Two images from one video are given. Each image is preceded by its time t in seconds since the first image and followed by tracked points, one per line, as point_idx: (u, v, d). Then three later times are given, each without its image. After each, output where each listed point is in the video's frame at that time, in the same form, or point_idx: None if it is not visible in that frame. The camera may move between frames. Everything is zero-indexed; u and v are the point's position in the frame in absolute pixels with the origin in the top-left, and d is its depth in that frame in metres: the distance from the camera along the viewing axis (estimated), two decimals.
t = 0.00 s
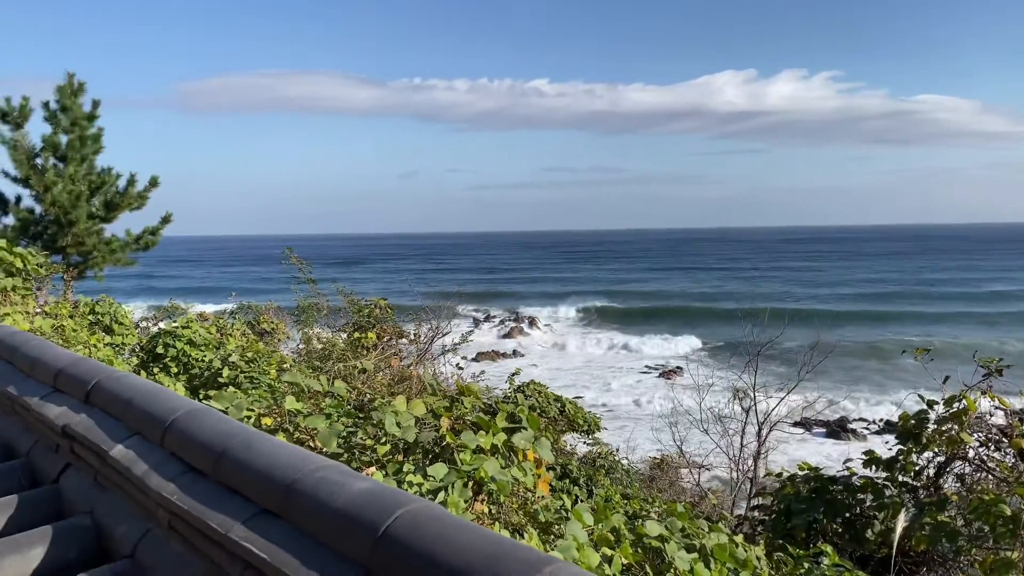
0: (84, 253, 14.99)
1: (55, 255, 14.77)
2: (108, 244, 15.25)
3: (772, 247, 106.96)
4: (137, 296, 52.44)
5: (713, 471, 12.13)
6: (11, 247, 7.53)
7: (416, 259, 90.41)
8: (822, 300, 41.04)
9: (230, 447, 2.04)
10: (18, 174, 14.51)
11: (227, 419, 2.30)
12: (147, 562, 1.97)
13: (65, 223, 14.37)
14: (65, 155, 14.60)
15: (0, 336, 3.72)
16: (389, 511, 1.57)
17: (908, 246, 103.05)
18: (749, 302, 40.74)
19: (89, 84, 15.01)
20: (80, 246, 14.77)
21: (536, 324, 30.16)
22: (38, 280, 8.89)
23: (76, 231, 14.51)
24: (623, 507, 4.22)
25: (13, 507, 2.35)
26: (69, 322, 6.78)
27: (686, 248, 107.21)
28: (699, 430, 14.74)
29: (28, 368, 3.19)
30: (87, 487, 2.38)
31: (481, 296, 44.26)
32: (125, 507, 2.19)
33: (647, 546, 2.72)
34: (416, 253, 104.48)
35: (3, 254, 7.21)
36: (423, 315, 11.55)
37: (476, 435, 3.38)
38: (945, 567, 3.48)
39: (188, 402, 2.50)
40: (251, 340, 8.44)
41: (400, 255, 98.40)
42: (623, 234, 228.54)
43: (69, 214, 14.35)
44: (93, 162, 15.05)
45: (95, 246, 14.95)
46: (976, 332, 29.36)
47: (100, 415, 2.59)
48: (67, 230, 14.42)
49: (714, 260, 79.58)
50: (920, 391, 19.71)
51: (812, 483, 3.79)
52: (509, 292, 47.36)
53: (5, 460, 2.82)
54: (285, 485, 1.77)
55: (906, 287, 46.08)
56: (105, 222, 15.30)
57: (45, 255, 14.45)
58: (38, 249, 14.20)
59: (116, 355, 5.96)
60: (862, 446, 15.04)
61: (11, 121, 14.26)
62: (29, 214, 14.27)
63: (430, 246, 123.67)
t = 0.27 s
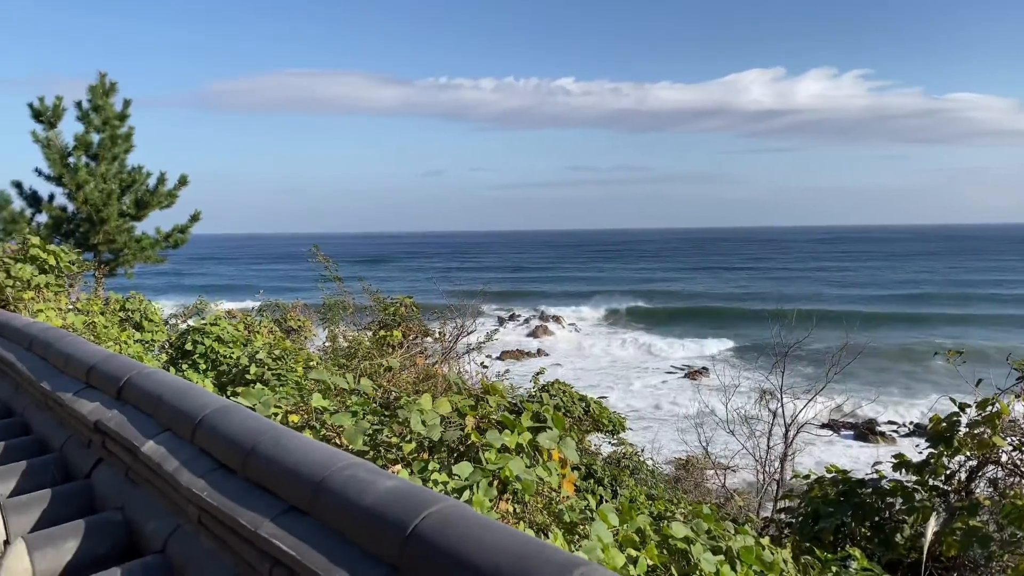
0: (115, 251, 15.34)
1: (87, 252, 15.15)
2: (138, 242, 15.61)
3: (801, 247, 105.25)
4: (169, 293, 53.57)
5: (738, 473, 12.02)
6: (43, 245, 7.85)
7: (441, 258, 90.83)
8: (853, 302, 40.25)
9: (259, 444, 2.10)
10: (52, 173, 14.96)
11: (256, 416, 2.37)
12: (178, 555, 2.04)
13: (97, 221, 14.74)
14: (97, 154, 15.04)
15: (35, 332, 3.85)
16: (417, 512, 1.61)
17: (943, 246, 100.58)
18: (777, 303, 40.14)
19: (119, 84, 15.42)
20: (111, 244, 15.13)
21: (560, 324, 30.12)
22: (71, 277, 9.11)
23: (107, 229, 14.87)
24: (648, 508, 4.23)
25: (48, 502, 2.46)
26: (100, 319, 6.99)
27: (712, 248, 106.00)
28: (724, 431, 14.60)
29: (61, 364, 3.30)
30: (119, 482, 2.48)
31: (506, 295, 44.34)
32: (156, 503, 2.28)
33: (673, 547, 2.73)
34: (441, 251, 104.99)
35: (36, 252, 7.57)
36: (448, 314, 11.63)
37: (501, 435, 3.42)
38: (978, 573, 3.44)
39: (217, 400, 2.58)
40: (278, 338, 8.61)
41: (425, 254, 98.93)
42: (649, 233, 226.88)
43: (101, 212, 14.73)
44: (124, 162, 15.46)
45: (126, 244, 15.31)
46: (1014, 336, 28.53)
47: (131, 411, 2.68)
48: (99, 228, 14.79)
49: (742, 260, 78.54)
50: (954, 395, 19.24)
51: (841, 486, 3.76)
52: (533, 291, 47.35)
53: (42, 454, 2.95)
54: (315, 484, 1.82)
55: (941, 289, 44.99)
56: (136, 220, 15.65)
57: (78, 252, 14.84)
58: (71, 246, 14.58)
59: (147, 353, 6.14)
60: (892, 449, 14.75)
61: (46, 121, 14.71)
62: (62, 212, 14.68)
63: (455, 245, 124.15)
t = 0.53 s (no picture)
0: (144, 251, 15.72)
1: (117, 252, 15.56)
2: (166, 242, 15.98)
3: (830, 249, 103.53)
4: (199, 293, 54.68)
5: (763, 476, 11.91)
6: (74, 245, 8.12)
7: (466, 258, 91.21)
8: (884, 305, 39.47)
9: (291, 443, 2.16)
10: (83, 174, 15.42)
11: (284, 415, 2.43)
12: (210, 552, 2.12)
13: (126, 222, 15.12)
14: (127, 154, 15.45)
15: (69, 330, 3.99)
16: (447, 512, 1.64)
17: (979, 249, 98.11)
18: (804, 306, 39.55)
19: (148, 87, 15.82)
20: (140, 244, 15.52)
21: (583, 325, 30.08)
22: (101, 277, 9.35)
23: (136, 229, 15.26)
24: (672, 511, 4.23)
25: (82, 498, 2.55)
26: (129, 318, 7.21)
27: (739, 250, 104.78)
28: (749, 434, 14.46)
29: (94, 362, 3.42)
30: (150, 479, 2.57)
31: (529, 297, 44.39)
32: (188, 500, 2.36)
33: (698, 550, 2.74)
34: (465, 253, 105.37)
35: (68, 252, 7.85)
36: (471, 314, 11.70)
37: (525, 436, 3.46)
38: None
39: (247, 399, 2.66)
40: (302, 337, 8.76)
41: (449, 255, 99.38)
42: (674, 234, 224.94)
43: (130, 212, 15.11)
44: (152, 162, 15.87)
45: (154, 244, 15.67)
46: None
47: (163, 410, 2.77)
48: (128, 228, 15.20)
49: (769, 261, 77.50)
50: (988, 400, 18.79)
51: (869, 490, 3.73)
52: (557, 292, 47.33)
53: (76, 451, 3.06)
54: (346, 482, 1.88)
55: (975, 292, 43.92)
56: (164, 220, 15.99)
57: (108, 252, 15.25)
58: (101, 246, 14.99)
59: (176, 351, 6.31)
60: (919, 454, 14.46)
61: (77, 123, 15.15)
62: (92, 213, 15.11)
63: (479, 246, 124.55)
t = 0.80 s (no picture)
0: (170, 251, 16.08)
1: (144, 253, 15.93)
2: (192, 244, 16.32)
3: (858, 251, 101.75)
4: (225, 294, 55.58)
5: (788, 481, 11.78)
6: (103, 247, 8.35)
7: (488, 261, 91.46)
8: (913, 309, 38.68)
9: (321, 444, 2.23)
10: (111, 176, 15.82)
11: (313, 416, 2.50)
12: (240, 552, 2.19)
13: (153, 223, 15.47)
14: (154, 157, 15.79)
15: (99, 332, 4.10)
16: (476, 513, 1.68)
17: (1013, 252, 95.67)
18: (831, 310, 38.93)
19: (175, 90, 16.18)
20: (167, 245, 15.87)
21: (606, 328, 29.97)
22: (128, 277, 9.57)
23: (163, 231, 15.61)
24: (695, 514, 4.23)
25: (114, 497, 2.64)
26: (156, 318, 7.39)
27: (764, 252, 103.46)
28: (774, 439, 14.28)
29: (124, 363, 3.53)
30: (181, 478, 2.66)
31: (551, 299, 44.35)
32: (217, 500, 2.43)
33: (722, 555, 2.75)
34: (487, 255, 105.56)
35: (96, 253, 8.07)
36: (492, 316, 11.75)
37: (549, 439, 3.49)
38: None
39: (276, 400, 2.73)
40: (326, 338, 8.90)
41: (472, 257, 99.69)
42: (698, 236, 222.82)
43: (157, 214, 15.45)
44: (179, 164, 16.20)
45: (180, 245, 16.02)
46: None
47: (193, 410, 2.85)
48: (155, 229, 15.55)
49: (795, 264, 76.42)
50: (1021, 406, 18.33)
51: (896, 496, 3.69)
52: (579, 295, 47.20)
53: (108, 450, 3.17)
54: (376, 483, 1.93)
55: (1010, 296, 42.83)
56: (191, 222, 16.33)
57: (135, 253, 15.62)
58: (128, 247, 15.36)
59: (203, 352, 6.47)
60: (948, 459, 14.17)
61: (105, 125, 15.55)
62: (120, 214, 15.50)
63: (502, 248, 124.67)
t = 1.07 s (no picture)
0: (195, 253, 16.42)
1: (170, 254, 16.29)
2: (217, 245, 16.64)
3: (886, 255, 99.88)
4: (250, 295, 56.44)
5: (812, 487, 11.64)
6: (130, 248, 8.49)
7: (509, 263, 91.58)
8: (943, 313, 37.85)
9: (349, 445, 2.29)
10: (138, 178, 16.23)
11: (340, 416, 2.56)
12: (270, 551, 2.26)
13: (179, 224, 15.82)
14: (180, 159, 16.11)
15: (128, 332, 4.21)
16: (504, 514, 1.73)
17: None
18: (858, 313, 38.27)
19: (200, 93, 16.53)
20: (192, 246, 16.22)
21: (627, 331, 29.84)
22: (154, 278, 9.80)
23: (188, 232, 15.95)
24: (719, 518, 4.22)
25: (144, 493, 2.74)
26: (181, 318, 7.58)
27: (789, 255, 101.98)
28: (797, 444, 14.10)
29: (154, 362, 3.64)
30: (210, 477, 2.74)
31: (573, 301, 44.27)
32: (246, 498, 2.51)
33: (746, 559, 2.75)
34: (509, 257, 105.63)
35: (123, 254, 8.21)
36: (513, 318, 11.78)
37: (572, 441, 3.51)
38: None
39: (303, 400, 2.80)
40: (347, 339, 9.03)
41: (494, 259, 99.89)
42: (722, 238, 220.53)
43: (182, 215, 15.78)
44: (204, 166, 16.52)
45: (205, 246, 16.36)
46: None
47: (221, 410, 2.94)
48: (180, 231, 15.90)
49: (821, 267, 75.25)
50: None
51: (923, 502, 3.65)
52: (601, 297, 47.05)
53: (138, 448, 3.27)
54: (404, 483, 1.98)
55: None
56: (215, 223, 16.65)
57: (160, 254, 15.98)
58: (154, 248, 15.74)
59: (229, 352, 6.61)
60: (976, 466, 13.88)
61: (133, 128, 15.94)
62: (146, 215, 15.86)
63: (523, 250, 124.72)
